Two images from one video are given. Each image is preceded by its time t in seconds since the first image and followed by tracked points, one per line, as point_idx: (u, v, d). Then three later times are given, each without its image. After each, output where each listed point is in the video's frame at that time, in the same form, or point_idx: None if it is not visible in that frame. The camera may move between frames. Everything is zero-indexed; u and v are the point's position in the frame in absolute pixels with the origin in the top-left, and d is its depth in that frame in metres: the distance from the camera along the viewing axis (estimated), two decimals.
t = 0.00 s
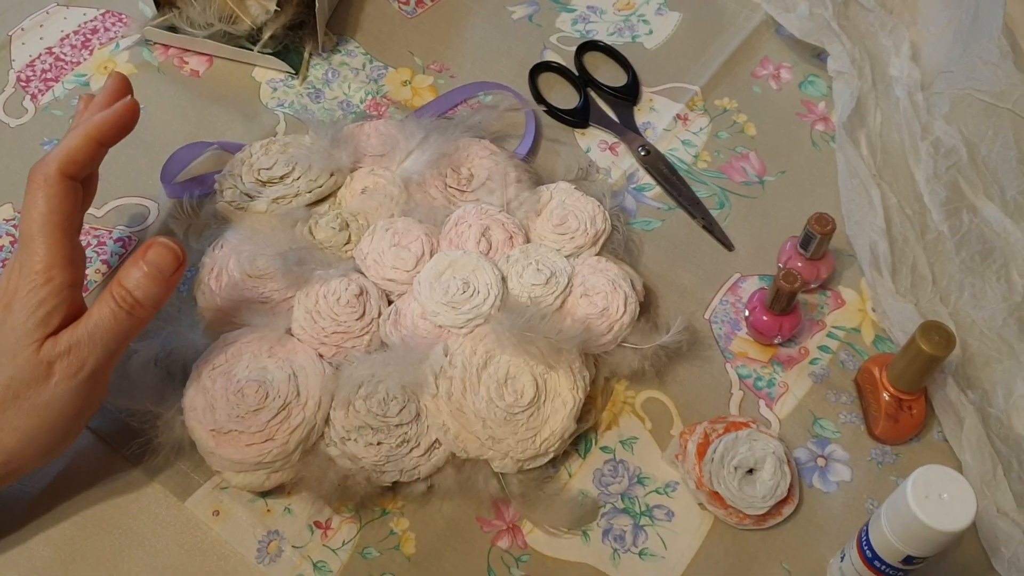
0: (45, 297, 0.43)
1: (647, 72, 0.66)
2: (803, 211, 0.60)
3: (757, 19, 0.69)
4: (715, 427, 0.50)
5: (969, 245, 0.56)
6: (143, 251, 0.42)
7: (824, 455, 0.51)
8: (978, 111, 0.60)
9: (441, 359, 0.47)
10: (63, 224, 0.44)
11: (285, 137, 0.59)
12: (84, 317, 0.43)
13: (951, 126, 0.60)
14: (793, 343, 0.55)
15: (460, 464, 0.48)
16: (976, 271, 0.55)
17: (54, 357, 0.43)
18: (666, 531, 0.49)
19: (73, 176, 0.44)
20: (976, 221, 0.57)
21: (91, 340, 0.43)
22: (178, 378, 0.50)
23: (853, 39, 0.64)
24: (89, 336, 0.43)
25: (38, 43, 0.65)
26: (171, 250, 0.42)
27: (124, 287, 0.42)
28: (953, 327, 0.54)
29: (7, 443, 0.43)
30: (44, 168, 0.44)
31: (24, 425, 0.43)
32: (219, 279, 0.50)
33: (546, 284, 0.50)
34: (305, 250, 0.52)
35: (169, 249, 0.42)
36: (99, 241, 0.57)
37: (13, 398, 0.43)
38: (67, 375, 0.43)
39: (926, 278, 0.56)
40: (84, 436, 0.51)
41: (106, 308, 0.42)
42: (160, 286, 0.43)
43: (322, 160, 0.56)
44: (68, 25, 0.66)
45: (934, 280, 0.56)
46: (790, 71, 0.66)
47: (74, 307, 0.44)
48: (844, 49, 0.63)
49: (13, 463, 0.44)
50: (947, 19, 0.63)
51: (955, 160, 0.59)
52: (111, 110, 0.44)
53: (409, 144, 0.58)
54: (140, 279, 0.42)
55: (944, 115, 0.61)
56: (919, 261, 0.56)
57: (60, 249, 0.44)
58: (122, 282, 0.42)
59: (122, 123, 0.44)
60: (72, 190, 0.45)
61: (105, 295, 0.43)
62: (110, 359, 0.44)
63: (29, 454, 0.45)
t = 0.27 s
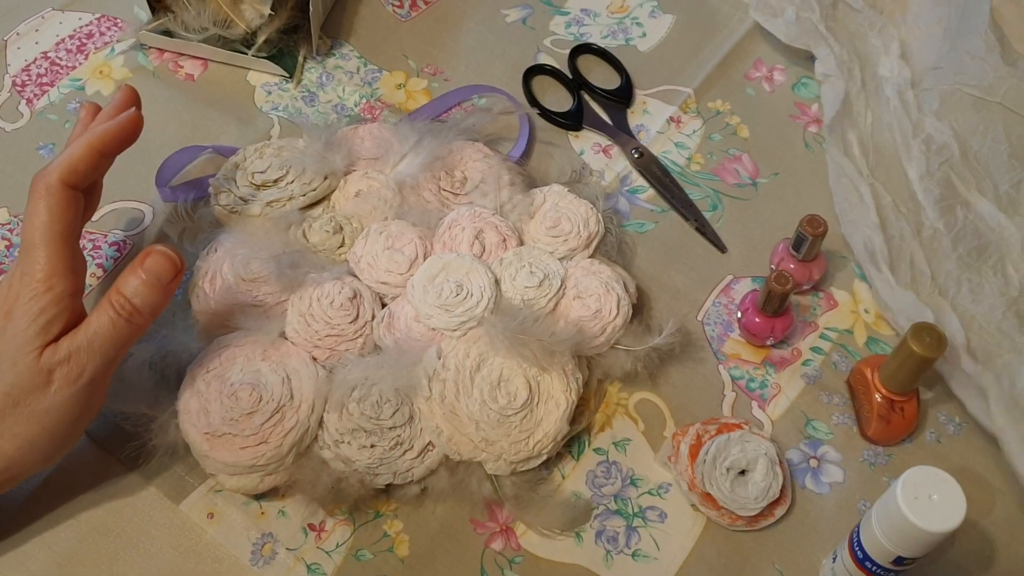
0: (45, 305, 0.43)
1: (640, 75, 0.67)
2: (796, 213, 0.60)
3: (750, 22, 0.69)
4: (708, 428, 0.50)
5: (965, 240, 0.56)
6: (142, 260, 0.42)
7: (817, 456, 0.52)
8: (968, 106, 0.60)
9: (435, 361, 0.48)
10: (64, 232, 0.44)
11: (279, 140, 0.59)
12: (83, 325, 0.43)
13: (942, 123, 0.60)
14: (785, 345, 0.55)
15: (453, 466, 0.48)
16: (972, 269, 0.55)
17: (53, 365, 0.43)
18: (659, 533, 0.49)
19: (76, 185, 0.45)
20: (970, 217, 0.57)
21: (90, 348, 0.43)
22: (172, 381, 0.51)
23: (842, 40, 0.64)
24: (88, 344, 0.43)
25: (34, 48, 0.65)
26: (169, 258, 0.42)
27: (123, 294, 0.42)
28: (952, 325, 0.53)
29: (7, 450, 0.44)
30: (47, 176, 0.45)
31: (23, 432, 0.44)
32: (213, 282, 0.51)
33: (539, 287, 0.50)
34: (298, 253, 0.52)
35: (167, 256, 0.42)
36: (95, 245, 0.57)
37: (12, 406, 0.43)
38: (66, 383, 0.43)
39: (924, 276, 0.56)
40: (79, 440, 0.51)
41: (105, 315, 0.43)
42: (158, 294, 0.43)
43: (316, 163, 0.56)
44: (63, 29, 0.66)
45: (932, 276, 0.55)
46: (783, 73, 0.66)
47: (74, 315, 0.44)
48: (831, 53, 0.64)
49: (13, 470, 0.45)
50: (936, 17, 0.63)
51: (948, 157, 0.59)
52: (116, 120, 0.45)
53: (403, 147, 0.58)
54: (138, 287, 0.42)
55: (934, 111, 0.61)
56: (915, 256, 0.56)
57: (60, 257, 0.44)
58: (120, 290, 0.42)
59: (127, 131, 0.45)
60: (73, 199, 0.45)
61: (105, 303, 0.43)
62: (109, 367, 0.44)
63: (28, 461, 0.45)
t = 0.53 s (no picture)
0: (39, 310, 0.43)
1: (637, 77, 0.67)
2: (792, 215, 0.60)
3: (746, 24, 0.69)
4: (704, 431, 0.50)
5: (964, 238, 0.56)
6: (134, 264, 0.42)
7: (813, 459, 0.52)
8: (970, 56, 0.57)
9: (431, 366, 0.48)
10: (57, 236, 0.44)
11: (275, 145, 0.59)
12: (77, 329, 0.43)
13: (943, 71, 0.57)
14: (782, 347, 0.55)
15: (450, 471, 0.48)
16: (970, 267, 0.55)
17: (48, 370, 0.43)
18: (656, 536, 0.49)
19: (68, 189, 0.45)
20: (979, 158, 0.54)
21: (85, 353, 0.43)
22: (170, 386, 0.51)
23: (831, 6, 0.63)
24: (83, 348, 0.43)
25: (30, 53, 0.65)
26: (162, 262, 0.42)
27: (116, 299, 0.42)
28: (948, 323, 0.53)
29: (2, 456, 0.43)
30: (39, 180, 0.45)
31: (18, 437, 0.44)
32: (209, 288, 0.51)
33: (535, 290, 0.50)
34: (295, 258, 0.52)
35: (161, 261, 0.42)
36: (91, 250, 0.57)
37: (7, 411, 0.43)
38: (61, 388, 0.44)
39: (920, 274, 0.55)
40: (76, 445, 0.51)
41: (99, 320, 0.43)
42: (152, 298, 0.43)
43: (312, 168, 0.56)
44: (60, 34, 0.66)
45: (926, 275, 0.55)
46: (780, 75, 0.66)
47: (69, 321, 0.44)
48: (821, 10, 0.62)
49: (9, 475, 0.45)
50: None
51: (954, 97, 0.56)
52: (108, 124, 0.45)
53: (399, 151, 0.58)
54: (132, 291, 0.42)
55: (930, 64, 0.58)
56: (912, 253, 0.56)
57: (54, 262, 0.44)
58: (114, 295, 0.42)
59: (118, 136, 0.45)
60: (66, 203, 0.45)
61: (99, 307, 0.43)
62: (103, 371, 0.45)
63: (24, 466, 0.45)
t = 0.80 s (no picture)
0: (36, 321, 0.43)
1: (634, 82, 0.67)
2: (790, 219, 0.60)
3: (743, 27, 0.69)
4: (702, 437, 0.50)
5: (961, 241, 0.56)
6: (130, 274, 0.43)
7: (811, 464, 0.52)
8: None
9: (428, 372, 0.48)
10: (54, 246, 0.45)
11: (272, 151, 0.59)
12: (73, 340, 0.43)
13: None
14: (780, 352, 0.55)
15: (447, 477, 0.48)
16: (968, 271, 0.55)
17: (45, 380, 0.43)
18: (654, 542, 0.49)
19: (64, 200, 0.45)
20: None
21: (82, 363, 0.43)
22: (167, 394, 0.51)
23: None
24: (80, 359, 0.43)
25: (28, 60, 0.65)
26: (160, 272, 0.43)
27: (114, 309, 0.43)
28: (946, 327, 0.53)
29: None
30: (35, 190, 0.45)
31: (15, 448, 0.44)
32: (206, 295, 0.51)
33: (532, 296, 0.50)
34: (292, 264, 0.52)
35: (157, 271, 0.43)
36: (89, 257, 0.57)
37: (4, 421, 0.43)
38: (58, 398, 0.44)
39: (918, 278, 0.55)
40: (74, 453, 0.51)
41: (95, 330, 0.43)
42: (149, 307, 0.43)
43: (308, 174, 0.56)
44: (57, 40, 0.66)
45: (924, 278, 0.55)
46: (777, 78, 0.66)
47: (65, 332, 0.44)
48: None
49: (7, 485, 0.45)
50: None
51: None
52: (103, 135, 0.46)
53: (396, 156, 0.58)
54: (129, 301, 0.43)
55: None
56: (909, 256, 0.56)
57: (51, 272, 0.44)
58: (111, 305, 0.43)
59: (112, 144, 0.46)
60: (61, 214, 0.45)
61: (95, 318, 0.43)
62: (100, 382, 0.45)
63: (21, 476, 0.45)
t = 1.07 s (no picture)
0: (34, 332, 0.43)
1: (633, 88, 0.67)
2: (790, 225, 0.60)
3: (743, 32, 0.69)
4: (703, 444, 0.50)
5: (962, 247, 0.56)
6: (127, 284, 0.43)
7: (812, 471, 0.51)
8: None
9: (429, 381, 0.48)
10: (51, 256, 0.45)
11: (271, 159, 0.59)
12: (70, 350, 0.43)
13: None
14: (780, 358, 0.55)
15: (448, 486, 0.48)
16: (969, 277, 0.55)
17: (43, 391, 0.43)
18: (655, 550, 0.49)
19: (61, 209, 0.45)
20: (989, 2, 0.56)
21: (80, 373, 0.43)
22: (168, 404, 0.51)
23: None
24: (77, 369, 0.43)
25: (27, 69, 0.65)
26: (157, 281, 0.43)
27: (111, 318, 0.43)
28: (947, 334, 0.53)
29: None
30: (31, 200, 0.45)
31: (14, 459, 0.44)
32: (206, 304, 0.51)
33: (532, 304, 0.50)
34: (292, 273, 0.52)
35: (155, 280, 0.43)
36: (89, 266, 0.57)
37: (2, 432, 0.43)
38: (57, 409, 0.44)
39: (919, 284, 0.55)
40: (74, 463, 0.51)
41: (93, 340, 0.43)
42: (146, 317, 0.43)
43: (308, 182, 0.56)
44: (56, 49, 0.66)
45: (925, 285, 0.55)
46: (776, 84, 0.66)
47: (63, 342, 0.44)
48: None
49: (5, 496, 0.45)
50: None
51: None
52: (100, 144, 0.46)
53: (395, 164, 0.58)
54: (127, 310, 0.43)
55: None
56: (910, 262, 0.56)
57: (49, 282, 0.44)
58: (109, 314, 0.43)
59: (108, 152, 0.46)
60: (58, 223, 0.45)
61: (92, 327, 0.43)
62: (98, 392, 0.45)
63: (19, 487, 0.45)
